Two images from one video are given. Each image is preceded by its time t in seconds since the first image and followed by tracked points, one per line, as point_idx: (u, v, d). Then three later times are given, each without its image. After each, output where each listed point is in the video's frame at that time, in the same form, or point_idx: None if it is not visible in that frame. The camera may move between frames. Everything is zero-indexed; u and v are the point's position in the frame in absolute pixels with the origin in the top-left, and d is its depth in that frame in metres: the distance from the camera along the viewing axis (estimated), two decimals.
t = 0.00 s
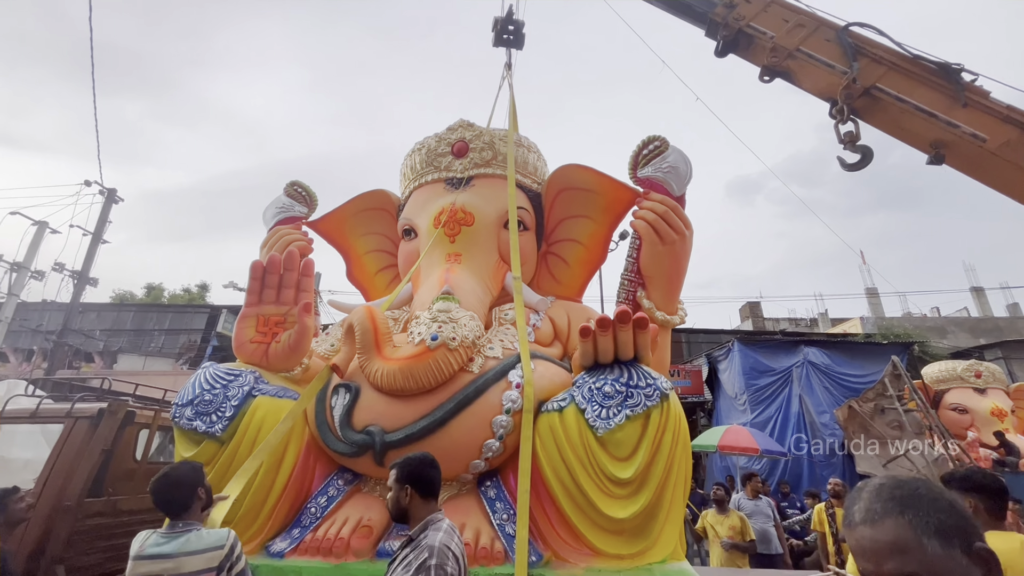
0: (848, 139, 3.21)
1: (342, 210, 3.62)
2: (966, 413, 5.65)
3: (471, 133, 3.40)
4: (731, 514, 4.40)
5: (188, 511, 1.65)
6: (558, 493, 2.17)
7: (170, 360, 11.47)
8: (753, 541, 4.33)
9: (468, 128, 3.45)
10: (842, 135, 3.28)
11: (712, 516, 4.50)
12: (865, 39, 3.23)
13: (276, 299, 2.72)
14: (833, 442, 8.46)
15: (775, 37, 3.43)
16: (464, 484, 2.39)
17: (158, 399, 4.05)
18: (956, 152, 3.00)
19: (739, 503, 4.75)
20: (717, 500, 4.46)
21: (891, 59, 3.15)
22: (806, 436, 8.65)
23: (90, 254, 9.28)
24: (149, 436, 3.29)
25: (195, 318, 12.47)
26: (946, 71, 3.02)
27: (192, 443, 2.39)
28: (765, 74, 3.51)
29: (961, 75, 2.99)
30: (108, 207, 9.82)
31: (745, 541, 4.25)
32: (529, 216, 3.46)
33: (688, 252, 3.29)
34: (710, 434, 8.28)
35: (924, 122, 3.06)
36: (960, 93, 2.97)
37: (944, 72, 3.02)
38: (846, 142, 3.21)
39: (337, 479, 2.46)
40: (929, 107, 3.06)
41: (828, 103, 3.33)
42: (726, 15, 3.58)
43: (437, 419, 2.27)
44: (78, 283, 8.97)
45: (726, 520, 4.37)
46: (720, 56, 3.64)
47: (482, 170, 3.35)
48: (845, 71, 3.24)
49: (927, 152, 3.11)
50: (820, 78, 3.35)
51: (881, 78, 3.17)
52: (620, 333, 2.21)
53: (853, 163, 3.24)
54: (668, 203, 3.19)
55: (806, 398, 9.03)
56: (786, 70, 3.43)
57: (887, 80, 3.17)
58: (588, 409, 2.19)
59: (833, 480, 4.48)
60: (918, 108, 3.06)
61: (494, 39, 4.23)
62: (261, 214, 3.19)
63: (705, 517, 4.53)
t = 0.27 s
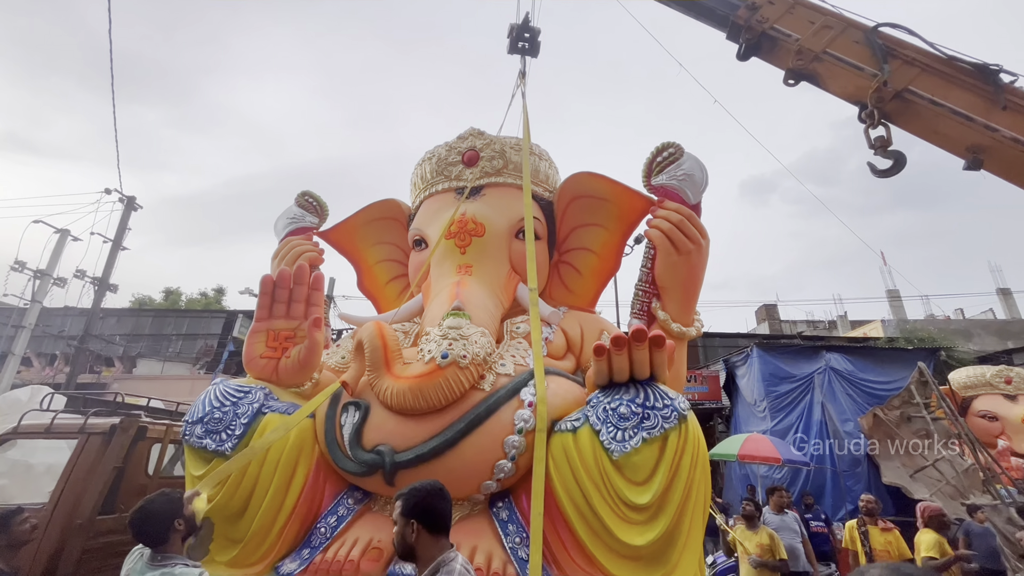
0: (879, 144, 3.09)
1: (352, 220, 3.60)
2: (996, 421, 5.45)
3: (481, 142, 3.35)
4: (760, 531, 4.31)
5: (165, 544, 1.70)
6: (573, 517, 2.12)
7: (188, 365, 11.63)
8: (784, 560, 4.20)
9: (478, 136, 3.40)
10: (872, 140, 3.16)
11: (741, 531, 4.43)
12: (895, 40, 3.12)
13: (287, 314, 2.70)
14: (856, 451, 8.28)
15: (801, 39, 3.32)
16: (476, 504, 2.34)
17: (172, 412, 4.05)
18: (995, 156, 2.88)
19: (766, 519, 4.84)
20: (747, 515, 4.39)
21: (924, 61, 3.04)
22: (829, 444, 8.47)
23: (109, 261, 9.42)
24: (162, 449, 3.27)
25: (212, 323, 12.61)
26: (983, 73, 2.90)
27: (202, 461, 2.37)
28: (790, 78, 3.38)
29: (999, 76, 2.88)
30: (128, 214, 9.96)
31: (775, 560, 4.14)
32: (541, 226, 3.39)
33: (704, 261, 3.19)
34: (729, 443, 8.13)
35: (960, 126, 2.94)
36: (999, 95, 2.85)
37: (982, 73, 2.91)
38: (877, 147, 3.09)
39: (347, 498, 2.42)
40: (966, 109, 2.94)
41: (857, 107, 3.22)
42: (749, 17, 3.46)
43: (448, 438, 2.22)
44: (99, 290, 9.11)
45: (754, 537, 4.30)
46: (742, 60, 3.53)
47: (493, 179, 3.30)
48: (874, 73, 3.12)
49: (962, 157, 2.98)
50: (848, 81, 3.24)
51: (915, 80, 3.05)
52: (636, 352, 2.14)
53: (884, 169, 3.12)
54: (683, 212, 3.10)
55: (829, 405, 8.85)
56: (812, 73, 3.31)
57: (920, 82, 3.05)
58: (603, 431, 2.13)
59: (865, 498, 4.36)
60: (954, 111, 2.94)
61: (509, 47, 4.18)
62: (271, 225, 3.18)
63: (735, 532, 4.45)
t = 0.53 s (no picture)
0: (903, 146, 3.00)
1: (360, 230, 3.59)
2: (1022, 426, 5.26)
3: (488, 150, 3.34)
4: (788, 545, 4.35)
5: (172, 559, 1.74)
6: (582, 535, 2.08)
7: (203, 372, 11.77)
8: None
9: (485, 145, 3.39)
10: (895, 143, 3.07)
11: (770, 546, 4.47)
12: (918, 40, 3.03)
13: (293, 326, 2.69)
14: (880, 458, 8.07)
15: (819, 41, 3.24)
16: (484, 520, 2.31)
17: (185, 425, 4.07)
18: None
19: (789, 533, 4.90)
20: (776, 530, 4.42)
21: (949, 61, 2.96)
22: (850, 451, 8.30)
23: (127, 270, 9.58)
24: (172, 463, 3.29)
25: (227, 330, 12.77)
26: (1012, 72, 2.81)
27: (210, 476, 2.37)
28: (808, 80, 3.31)
29: None
30: (145, 224, 10.12)
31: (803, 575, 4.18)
32: (549, 234, 3.36)
33: (715, 268, 3.13)
34: (747, 450, 8.01)
35: (988, 127, 2.85)
36: None
37: (1010, 72, 2.82)
38: (902, 150, 3.01)
39: (354, 514, 2.40)
40: (994, 110, 2.85)
41: (879, 109, 3.14)
42: (765, 19, 3.39)
43: (454, 454, 2.19)
44: (116, 299, 9.26)
45: (784, 552, 4.34)
46: (759, 63, 3.44)
47: (499, 187, 3.28)
48: (897, 74, 3.04)
49: (991, 159, 2.86)
50: (869, 83, 3.16)
51: (940, 80, 2.97)
52: (645, 366, 2.10)
53: (908, 172, 3.02)
54: (692, 219, 3.05)
55: (849, 410, 8.67)
56: (831, 74, 3.23)
57: (945, 82, 2.97)
58: (612, 447, 2.09)
59: (895, 511, 4.28)
60: (981, 112, 2.84)
61: (519, 56, 4.16)
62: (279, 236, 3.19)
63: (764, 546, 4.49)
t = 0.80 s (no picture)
0: (922, 142, 2.93)
1: (366, 236, 3.60)
2: None
3: (492, 154, 3.34)
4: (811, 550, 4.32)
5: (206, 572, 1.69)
6: (589, 543, 2.05)
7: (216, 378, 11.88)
8: None
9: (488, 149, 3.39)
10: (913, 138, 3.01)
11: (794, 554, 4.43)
12: (934, 33, 2.97)
13: (299, 333, 2.68)
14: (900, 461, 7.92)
15: (832, 37, 3.18)
16: (490, 527, 2.29)
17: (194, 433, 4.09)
18: None
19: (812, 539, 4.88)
20: (800, 536, 4.40)
21: (967, 54, 2.89)
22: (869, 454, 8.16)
23: (141, 279, 9.69)
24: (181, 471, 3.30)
25: (239, 337, 12.87)
26: None
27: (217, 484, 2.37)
28: (821, 77, 3.25)
29: None
30: (158, 233, 10.25)
31: None
32: (554, 238, 3.34)
33: (723, 270, 3.09)
34: (762, 453, 7.90)
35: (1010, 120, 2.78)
36: None
37: None
38: (920, 145, 2.94)
39: (360, 522, 2.38)
40: (1015, 103, 2.78)
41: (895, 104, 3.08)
42: (776, 16, 3.32)
43: (459, 461, 2.17)
44: (130, 307, 9.38)
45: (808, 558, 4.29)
46: (770, 60, 3.39)
47: (503, 192, 3.28)
48: (913, 68, 2.98)
49: (1014, 153, 2.83)
50: (884, 78, 3.10)
51: (958, 74, 2.91)
52: (651, 371, 2.07)
53: (928, 168, 2.95)
54: (699, 220, 3.01)
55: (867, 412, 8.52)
56: (845, 70, 3.18)
57: (964, 75, 2.90)
58: (618, 453, 2.05)
59: (925, 518, 4.20)
60: (1002, 105, 2.78)
61: (526, 59, 4.15)
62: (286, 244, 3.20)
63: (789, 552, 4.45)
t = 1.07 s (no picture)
0: (935, 133, 2.87)
1: (370, 239, 3.60)
2: None
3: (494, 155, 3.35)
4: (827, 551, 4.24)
5: None
6: (595, 545, 2.02)
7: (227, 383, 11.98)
8: None
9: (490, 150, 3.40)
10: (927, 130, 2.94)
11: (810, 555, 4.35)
12: (946, 22, 2.91)
13: (303, 337, 2.69)
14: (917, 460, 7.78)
15: (841, 29, 3.13)
16: (495, 530, 2.27)
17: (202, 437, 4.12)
18: None
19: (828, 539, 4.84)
20: (816, 536, 4.36)
21: (981, 42, 2.82)
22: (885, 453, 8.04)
23: (152, 285, 9.80)
24: (188, 475, 3.32)
25: (249, 342, 13.00)
26: None
27: (223, 489, 2.37)
28: (830, 69, 3.20)
29: None
30: (169, 239, 10.36)
31: None
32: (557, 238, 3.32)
33: (730, 267, 3.06)
34: (776, 453, 7.82)
35: None
36: None
37: None
38: (933, 137, 2.88)
39: (364, 525, 2.35)
40: None
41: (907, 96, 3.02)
42: (783, 10, 3.29)
43: (462, 463, 2.15)
44: (143, 313, 9.49)
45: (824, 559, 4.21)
46: (778, 54, 3.34)
47: (506, 192, 3.27)
48: (926, 59, 2.93)
49: None
50: (896, 70, 3.04)
51: (972, 64, 2.85)
52: (655, 370, 2.05)
53: (942, 160, 2.88)
54: (704, 217, 2.98)
55: (882, 410, 8.40)
56: (855, 63, 3.12)
57: (978, 65, 2.84)
58: (623, 454, 2.02)
59: (949, 516, 4.15)
60: (1019, 94, 2.72)
61: (531, 59, 4.14)
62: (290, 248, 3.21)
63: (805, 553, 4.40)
